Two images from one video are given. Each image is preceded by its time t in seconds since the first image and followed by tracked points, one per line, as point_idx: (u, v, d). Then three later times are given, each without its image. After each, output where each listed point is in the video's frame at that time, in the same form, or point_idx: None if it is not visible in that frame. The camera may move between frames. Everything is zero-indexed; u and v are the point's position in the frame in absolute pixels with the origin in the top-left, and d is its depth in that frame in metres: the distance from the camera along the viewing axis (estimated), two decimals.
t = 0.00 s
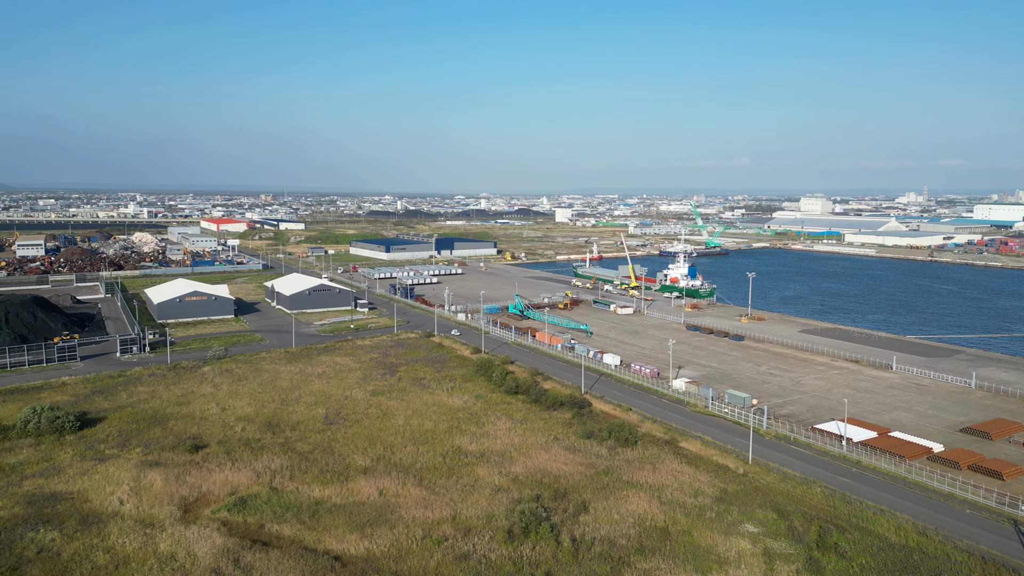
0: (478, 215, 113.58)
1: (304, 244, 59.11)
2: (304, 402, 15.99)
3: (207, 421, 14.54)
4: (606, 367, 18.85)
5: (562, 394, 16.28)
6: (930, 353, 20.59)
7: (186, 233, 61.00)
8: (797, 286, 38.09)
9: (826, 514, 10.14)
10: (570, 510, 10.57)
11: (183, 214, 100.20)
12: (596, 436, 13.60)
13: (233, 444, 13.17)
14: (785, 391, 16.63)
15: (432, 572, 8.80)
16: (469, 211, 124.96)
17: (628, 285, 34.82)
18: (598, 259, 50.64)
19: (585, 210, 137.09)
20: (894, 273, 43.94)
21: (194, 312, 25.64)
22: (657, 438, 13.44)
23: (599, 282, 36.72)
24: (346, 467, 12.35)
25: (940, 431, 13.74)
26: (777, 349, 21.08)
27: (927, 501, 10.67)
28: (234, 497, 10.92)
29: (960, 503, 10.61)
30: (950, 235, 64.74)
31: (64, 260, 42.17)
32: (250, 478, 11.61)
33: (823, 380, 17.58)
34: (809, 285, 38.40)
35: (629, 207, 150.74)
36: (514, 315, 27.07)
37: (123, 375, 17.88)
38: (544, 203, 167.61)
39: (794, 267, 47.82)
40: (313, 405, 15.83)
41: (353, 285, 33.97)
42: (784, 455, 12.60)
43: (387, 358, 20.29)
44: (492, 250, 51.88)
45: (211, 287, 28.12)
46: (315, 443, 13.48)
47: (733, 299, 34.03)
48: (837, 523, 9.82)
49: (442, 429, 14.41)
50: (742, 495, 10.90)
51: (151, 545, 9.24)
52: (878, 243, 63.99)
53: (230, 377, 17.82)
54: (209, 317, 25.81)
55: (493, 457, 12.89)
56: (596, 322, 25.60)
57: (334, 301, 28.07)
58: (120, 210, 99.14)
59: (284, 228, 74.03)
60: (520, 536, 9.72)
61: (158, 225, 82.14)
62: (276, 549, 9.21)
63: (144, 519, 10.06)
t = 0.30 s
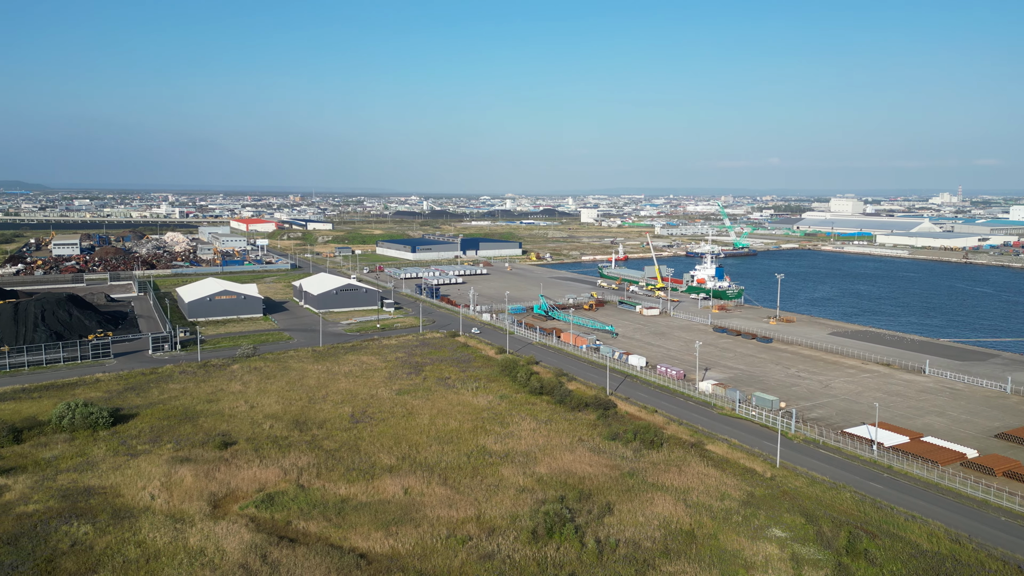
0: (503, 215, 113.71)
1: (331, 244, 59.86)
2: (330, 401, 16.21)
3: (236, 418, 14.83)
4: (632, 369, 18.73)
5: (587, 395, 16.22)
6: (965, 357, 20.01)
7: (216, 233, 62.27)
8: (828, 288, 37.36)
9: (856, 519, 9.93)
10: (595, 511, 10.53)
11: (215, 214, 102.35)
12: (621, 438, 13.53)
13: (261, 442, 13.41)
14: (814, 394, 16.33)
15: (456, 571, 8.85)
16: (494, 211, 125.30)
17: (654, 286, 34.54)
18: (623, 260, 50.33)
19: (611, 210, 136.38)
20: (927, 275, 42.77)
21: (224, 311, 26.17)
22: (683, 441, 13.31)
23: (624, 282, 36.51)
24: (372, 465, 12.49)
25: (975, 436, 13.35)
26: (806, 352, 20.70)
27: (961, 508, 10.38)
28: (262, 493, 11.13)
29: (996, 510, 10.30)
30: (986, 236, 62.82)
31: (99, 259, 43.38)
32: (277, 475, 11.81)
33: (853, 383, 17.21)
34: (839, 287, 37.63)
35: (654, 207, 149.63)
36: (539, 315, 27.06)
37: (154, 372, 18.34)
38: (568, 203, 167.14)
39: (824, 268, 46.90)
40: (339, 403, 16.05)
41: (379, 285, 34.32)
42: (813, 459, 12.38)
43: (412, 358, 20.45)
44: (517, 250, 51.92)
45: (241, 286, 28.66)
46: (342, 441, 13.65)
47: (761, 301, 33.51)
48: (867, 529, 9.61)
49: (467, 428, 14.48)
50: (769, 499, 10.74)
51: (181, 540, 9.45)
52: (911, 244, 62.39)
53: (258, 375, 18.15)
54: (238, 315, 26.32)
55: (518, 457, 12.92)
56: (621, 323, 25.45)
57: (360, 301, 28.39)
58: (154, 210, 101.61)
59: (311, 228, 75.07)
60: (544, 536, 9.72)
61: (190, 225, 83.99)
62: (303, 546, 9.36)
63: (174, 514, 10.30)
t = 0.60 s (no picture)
0: (528, 215, 113.75)
1: (358, 244, 60.50)
2: (357, 399, 16.43)
3: (264, 415, 15.12)
4: (658, 370, 18.58)
5: (612, 396, 16.15)
6: (1001, 361, 19.41)
7: (245, 233, 63.45)
8: (859, 289, 36.59)
9: (887, 525, 9.72)
10: (620, 513, 10.48)
11: (245, 213, 104.40)
12: (647, 440, 13.44)
13: (288, 439, 13.65)
14: (844, 397, 16.00)
15: (481, 571, 8.89)
16: (520, 211, 125.57)
17: (680, 287, 34.22)
18: (649, 261, 49.97)
19: (636, 211, 135.79)
20: (962, 277, 41.60)
21: (253, 309, 26.66)
22: (709, 443, 13.17)
23: (650, 283, 36.23)
24: (397, 463, 12.62)
25: (1011, 442, 12.94)
26: (836, 354, 20.31)
27: (997, 516, 10.08)
28: (289, 490, 11.32)
29: None
30: None
31: (132, 258, 44.53)
32: (304, 472, 12.00)
33: (884, 387, 16.83)
34: (870, 289, 36.80)
35: (681, 207, 148.29)
36: (564, 316, 27.00)
37: (185, 370, 18.77)
38: (593, 203, 166.72)
39: (855, 270, 45.91)
40: (365, 401, 16.25)
41: (404, 285, 34.62)
42: (842, 463, 12.14)
43: (438, 357, 20.57)
44: (542, 250, 51.88)
45: (270, 286, 29.16)
46: (368, 440, 13.82)
47: (789, 302, 32.94)
48: (898, 535, 9.40)
49: (492, 428, 14.53)
50: (797, 504, 10.56)
51: (210, 535, 9.66)
52: (945, 246, 60.76)
53: (286, 374, 18.45)
54: (267, 314, 26.81)
55: (542, 457, 12.93)
56: (646, 324, 25.26)
57: (386, 300, 28.68)
58: (186, 211, 103.95)
59: (338, 228, 76.04)
60: (569, 538, 9.71)
61: (221, 224, 85.74)
62: (329, 543, 9.50)
63: (203, 509, 10.54)
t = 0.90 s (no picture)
0: (553, 216, 113.69)
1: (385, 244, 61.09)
2: (383, 398, 16.60)
3: (291, 413, 15.38)
4: (684, 372, 18.41)
5: (638, 398, 16.05)
6: None
7: (274, 233, 64.50)
8: (891, 291, 35.77)
9: (919, 532, 9.48)
10: (645, 515, 10.42)
11: (273, 213, 106.18)
12: (673, 442, 13.33)
13: (315, 437, 13.86)
14: (875, 401, 15.66)
15: (505, 571, 8.92)
16: (545, 211, 125.48)
17: (707, 288, 33.85)
18: (675, 261, 49.52)
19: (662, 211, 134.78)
20: (1000, 279, 40.41)
21: (282, 308, 27.11)
22: (736, 446, 13.00)
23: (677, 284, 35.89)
24: (422, 462, 12.72)
25: None
26: (867, 357, 19.89)
27: None
28: (316, 488, 11.49)
29: None
30: None
31: (165, 258, 45.59)
32: (331, 470, 12.18)
33: (917, 391, 16.43)
34: (903, 291, 35.96)
35: (708, 207, 146.69)
36: (589, 316, 26.91)
37: (215, 367, 19.18)
38: (619, 203, 165.91)
39: (888, 271, 44.88)
40: (391, 400, 16.41)
41: (430, 285, 34.86)
42: (873, 468, 11.88)
43: (463, 357, 20.68)
44: (567, 250, 51.77)
45: (298, 285, 29.63)
46: (393, 438, 13.95)
47: (819, 304, 32.35)
48: (930, 542, 9.16)
49: (517, 428, 14.57)
50: (827, 509, 10.37)
51: (239, 531, 9.86)
52: (982, 246, 59.05)
53: (314, 372, 18.72)
54: (295, 313, 27.25)
55: (567, 458, 12.91)
56: (673, 325, 25.04)
57: (412, 300, 28.93)
58: (219, 211, 106.14)
59: (365, 228, 76.83)
60: (594, 539, 9.68)
61: (251, 224, 87.35)
62: (355, 540, 9.62)
63: (232, 505, 10.76)
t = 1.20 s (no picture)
0: (578, 216, 113.33)
1: (411, 245, 61.56)
2: (408, 397, 16.74)
3: (319, 411, 15.61)
4: (711, 374, 18.20)
5: (664, 400, 15.92)
6: None
7: (302, 233, 65.43)
8: (924, 293, 34.87)
9: (952, 539, 9.24)
10: (671, 518, 10.34)
11: (302, 213, 107.86)
12: (699, 445, 13.20)
13: (342, 435, 14.05)
14: (907, 405, 15.28)
15: (529, 571, 8.94)
16: (570, 211, 125.20)
17: (735, 289, 33.40)
18: (702, 262, 48.98)
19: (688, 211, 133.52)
20: None
21: (310, 307, 27.52)
22: (764, 449, 12.82)
23: (704, 286, 35.50)
24: (447, 461, 12.81)
25: None
26: (899, 361, 19.42)
27: None
28: (342, 485, 11.66)
29: None
30: None
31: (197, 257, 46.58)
32: (357, 468, 12.34)
33: (951, 395, 15.99)
34: (937, 293, 35.04)
35: (736, 207, 144.88)
36: (615, 317, 26.77)
37: (244, 365, 19.56)
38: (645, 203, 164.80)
39: (921, 273, 43.78)
40: (416, 399, 16.55)
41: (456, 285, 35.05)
42: (905, 473, 11.61)
43: (488, 357, 20.75)
44: (593, 251, 51.55)
45: (326, 284, 30.04)
46: (418, 437, 14.07)
47: (849, 306, 31.71)
48: (964, 550, 8.93)
49: (541, 429, 14.58)
50: (857, 514, 10.17)
51: (267, 527, 10.05)
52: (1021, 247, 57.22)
53: (341, 371, 18.97)
54: (323, 312, 27.65)
55: (592, 460, 12.87)
56: (699, 326, 24.78)
57: (437, 300, 29.11)
58: (249, 211, 108.20)
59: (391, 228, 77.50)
60: (618, 541, 9.64)
61: (280, 224, 88.79)
62: (380, 538, 9.73)
63: (260, 501, 10.98)
